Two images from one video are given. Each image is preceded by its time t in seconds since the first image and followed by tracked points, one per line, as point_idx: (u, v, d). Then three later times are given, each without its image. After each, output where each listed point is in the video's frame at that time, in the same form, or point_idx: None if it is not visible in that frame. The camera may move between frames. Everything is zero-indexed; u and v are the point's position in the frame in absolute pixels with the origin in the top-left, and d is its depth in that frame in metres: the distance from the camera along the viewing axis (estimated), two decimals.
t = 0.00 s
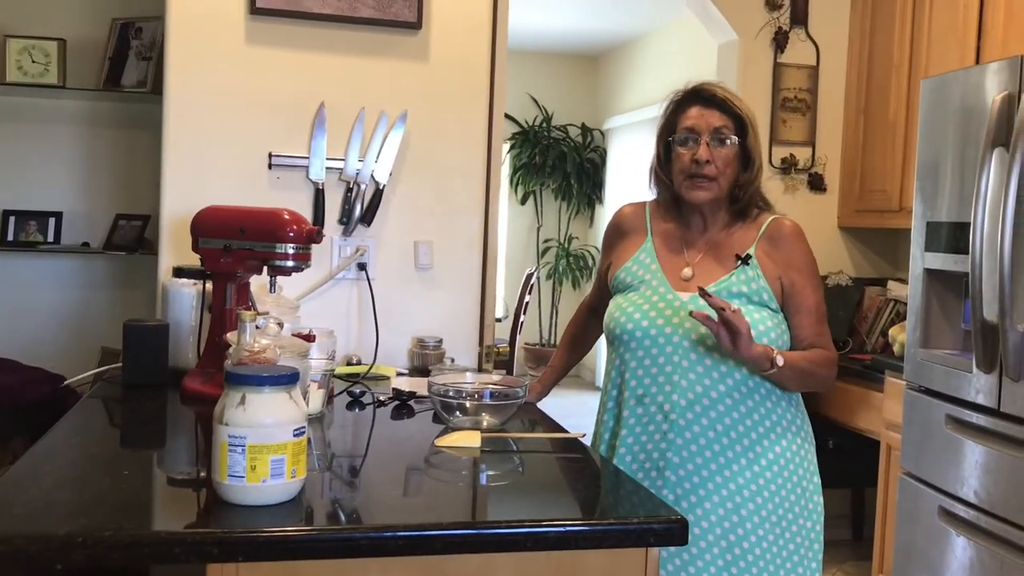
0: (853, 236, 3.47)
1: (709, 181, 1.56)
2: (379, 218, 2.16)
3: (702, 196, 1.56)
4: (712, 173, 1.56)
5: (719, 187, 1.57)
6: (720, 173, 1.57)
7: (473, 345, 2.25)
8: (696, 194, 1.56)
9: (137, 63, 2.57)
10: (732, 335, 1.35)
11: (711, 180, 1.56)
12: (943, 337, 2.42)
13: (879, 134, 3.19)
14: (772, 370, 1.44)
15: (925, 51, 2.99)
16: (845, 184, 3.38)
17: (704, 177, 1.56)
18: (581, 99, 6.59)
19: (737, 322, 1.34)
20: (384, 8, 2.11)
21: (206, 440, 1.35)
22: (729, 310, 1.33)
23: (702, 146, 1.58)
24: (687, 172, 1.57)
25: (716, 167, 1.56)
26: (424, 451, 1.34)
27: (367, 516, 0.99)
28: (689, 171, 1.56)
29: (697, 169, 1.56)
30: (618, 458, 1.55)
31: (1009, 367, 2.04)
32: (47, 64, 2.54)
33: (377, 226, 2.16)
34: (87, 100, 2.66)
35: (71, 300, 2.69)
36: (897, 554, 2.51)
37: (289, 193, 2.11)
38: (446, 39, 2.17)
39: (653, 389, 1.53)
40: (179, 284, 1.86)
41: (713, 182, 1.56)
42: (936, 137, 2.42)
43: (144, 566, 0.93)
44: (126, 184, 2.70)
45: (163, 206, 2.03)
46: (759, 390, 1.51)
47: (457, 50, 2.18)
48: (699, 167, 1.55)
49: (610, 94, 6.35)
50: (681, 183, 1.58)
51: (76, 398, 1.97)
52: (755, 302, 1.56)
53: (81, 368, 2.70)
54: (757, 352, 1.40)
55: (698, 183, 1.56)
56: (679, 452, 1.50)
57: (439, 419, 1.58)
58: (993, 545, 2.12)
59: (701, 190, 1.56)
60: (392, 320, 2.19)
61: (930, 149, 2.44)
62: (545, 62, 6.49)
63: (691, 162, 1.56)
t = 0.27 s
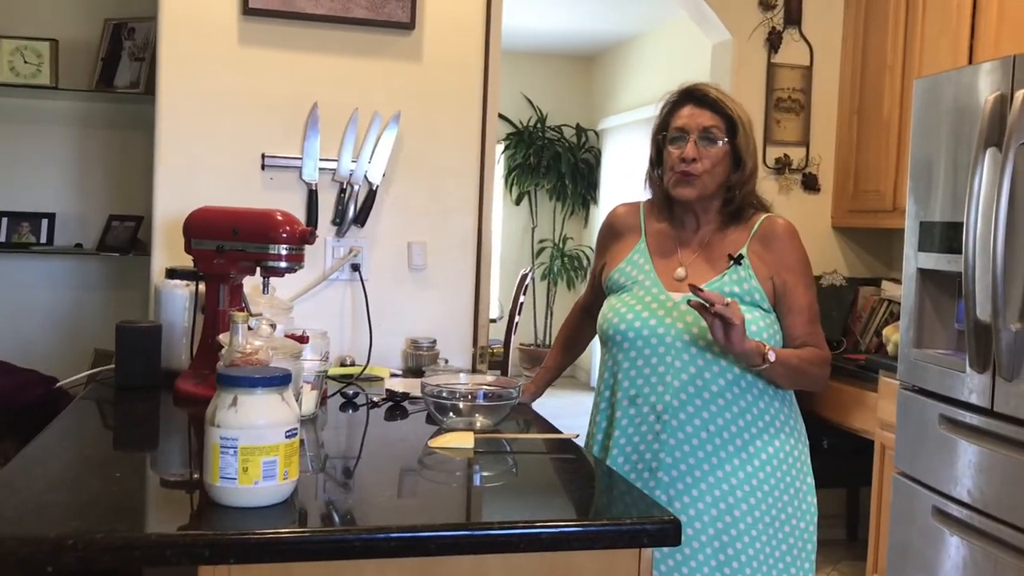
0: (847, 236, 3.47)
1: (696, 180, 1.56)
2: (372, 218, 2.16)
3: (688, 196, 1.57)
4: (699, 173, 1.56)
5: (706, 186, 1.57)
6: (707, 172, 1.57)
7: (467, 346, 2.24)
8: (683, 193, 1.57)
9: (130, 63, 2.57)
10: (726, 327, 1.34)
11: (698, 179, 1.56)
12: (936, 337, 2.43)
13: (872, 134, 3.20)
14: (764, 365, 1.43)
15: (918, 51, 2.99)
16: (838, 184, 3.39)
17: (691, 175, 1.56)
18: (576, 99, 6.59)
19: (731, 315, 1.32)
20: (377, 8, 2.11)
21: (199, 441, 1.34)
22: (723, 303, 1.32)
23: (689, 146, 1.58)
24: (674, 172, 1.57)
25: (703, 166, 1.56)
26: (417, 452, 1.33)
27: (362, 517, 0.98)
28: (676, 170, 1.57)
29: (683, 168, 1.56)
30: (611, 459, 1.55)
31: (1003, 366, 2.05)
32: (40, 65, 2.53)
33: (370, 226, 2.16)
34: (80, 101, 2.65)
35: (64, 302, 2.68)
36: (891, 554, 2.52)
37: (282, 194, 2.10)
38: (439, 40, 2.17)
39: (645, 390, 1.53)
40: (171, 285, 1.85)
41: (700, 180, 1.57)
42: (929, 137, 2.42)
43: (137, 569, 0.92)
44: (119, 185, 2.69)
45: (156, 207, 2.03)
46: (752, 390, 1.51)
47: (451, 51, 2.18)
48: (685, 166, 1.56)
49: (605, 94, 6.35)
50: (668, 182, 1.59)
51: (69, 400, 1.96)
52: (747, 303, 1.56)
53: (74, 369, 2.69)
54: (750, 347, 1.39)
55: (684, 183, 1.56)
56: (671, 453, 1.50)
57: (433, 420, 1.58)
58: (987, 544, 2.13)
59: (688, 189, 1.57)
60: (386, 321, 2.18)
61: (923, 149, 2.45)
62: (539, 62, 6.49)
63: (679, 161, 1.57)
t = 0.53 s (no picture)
0: (842, 236, 3.48)
1: (682, 186, 1.57)
2: (367, 219, 2.16)
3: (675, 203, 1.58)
4: (683, 180, 1.56)
5: (693, 193, 1.58)
6: (693, 179, 1.57)
7: (462, 346, 2.25)
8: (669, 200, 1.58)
9: (124, 64, 2.56)
10: (716, 342, 1.35)
11: (683, 185, 1.57)
12: (931, 337, 2.43)
13: (867, 134, 3.20)
14: (757, 375, 1.44)
15: (913, 50, 2.99)
16: (833, 184, 3.39)
17: (677, 182, 1.57)
18: (572, 100, 6.59)
19: (722, 328, 1.34)
20: (372, 9, 2.11)
21: (194, 442, 1.34)
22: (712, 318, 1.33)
23: (675, 153, 1.58)
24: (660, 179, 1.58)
25: (688, 173, 1.57)
26: (412, 453, 1.33)
27: (357, 518, 0.98)
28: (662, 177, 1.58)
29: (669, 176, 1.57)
30: (607, 460, 1.55)
31: (997, 365, 2.05)
32: (34, 65, 2.53)
33: (365, 227, 2.16)
34: (74, 102, 2.64)
35: (58, 303, 2.67)
36: (886, 553, 2.52)
37: (277, 194, 2.10)
38: (434, 40, 2.17)
39: (641, 392, 1.53)
40: (165, 286, 1.85)
41: (686, 188, 1.57)
42: (924, 137, 2.43)
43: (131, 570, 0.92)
44: (114, 186, 2.69)
45: (150, 208, 2.02)
46: (747, 391, 1.51)
47: (445, 51, 2.18)
48: (671, 173, 1.57)
49: (601, 95, 6.35)
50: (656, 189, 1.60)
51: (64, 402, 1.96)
52: (741, 305, 1.56)
53: (69, 371, 2.69)
54: (743, 357, 1.40)
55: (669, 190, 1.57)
56: (668, 454, 1.50)
57: (428, 421, 1.58)
58: (982, 543, 2.13)
59: (674, 196, 1.57)
60: (382, 321, 2.18)
61: (917, 149, 2.45)
62: (535, 62, 6.49)
63: (665, 167, 1.58)
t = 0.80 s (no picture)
0: (838, 235, 3.48)
1: (678, 188, 1.57)
2: (363, 219, 2.16)
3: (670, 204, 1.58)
4: (679, 181, 1.57)
5: (688, 194, 1.58)
6: (689, 181, 1.57)
7: (458, 346, 2.25)
8: (664, 201, 1.58)
9: (120, 65, 2.56)
10: (711, 372, 1.35)
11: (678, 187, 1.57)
12: (927, 336, 2.44)
13: (863, 134, 3.21)
14: (754, 393, 1.44)
15: (909, 50, 3.00)
16: (829, 184, 3.39)
17: (672, 183, 1.57)
18: (568, 99, 6.59)
19: (716, 357, 1.33)
20: (368, 9, 2.11)
21: (190, 443, 1.34)
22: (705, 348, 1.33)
23: (672, 154, 1.58)
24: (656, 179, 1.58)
25: (684, 175, 1.57)
26: (407, 453, 1.33)
27: (353, 519, 0.98)
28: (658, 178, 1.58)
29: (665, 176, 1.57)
30: (604, 461, 1.54)
31: (992, 365, 2.05)
32: (29, 66, 2.52)
33: (361, 227, 2.16)
34: (69, 102, 2.64)
35: (54, 304, 2.67)
36: (883, 552, 2.52)
37: (272, 195, 2.10)
38: (429, 40, 2.17)
39: (637, 393, 1.53)
40: (161, 287, 1.85)
41: (682, 189, 1.57)
42: (919, 137, 2.43)
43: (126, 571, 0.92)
44: (109, 186, 2.69)
45: (145, 208, 2.02)
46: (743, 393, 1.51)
47: (441, 52, 2.18)
48: (667, 173, 1.57)
49: (597, 94, 6.36)
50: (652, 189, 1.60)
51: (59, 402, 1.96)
52: (737, 307, 1.56)
53: (64, 371, 2.69)
54: (738, 379, 1.40)
55: (665, 191, 1.57)
56: (664, 455, 1.50)
57: (424, 421, 1.58)
58: (978, 543, 2.13)
59: (669, 198, 1.58)
60: (378, 321, 2.18)
61: (913, 149, 2.45)
62: (532, 62, 6.49)
63: (661, 169, 1.58)
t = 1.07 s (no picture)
0: (836, 234, 3.48)
1: (691, 182, 1.56)
2: (361, 218, 2.16)
3: (682, 197, 1.57)
4: (694, 175, 1.56)
5: (701, 189, 1.58)
6: (703, 176, 1.57)
7: (456, 346, 2.24)
8: (677, 194, 1.57)
9: (117, 63, 2.56)
10: (710, 370, 1.35)
11: (692, 180, 1.56)
12: (925, 335, 2.44)
13: (861, 133, 3.21)
14: (749, 395, 1.44)
15: (906, 49, 3.00)
16: (827, 184, 3.40)
17: (686, 177, 1.56)
18: (566, 99, 6.59)
19: (715, 358, 1.33)
20: (365, 8, 2.10)
21: (187, 443, 1.34)
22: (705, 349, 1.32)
23: (687, 148, 1.57)
24: (669, 173, 1.57)
25: (698, 169, 1.56)
26: (405, 453, 1.33)
27: (351, 519, 0.98)
28: (671, 171, 1.57)
29: (679, 170, 1.56)
30: (601, 460, 1.54)
31: (990, 363, 2.05)
32: (25, 64, 2.52)
33: (359, 226, 2.16)
34: (66, 101, 2.64)
35: (51, 303, 2.66)
36: (881, 551, 2.52)
37: (269, 194, 2.10)
38: (427, 39, 2.16)
39: (634, 392, 1.53)
40: (158, 286, 1.84)
41: (695, 183, 1.57)
42: (918, 135, 2.43)
43: (123, 571, 0.92)
44: (106, 185, 2.68)
45: (143, 207, 2.02)
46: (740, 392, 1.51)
47: (439, 50, 2.17)
48: (682, 166, 1.56)
49: (595, 93, 6.35)
50: (663, 182, 1.59)
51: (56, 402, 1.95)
52: (735, 307, 1.56)
53: (61, 371, 2.68)
54: (736, 380, 1.40)
55: (679, 184, 1.56)
56: (661, 454, 1.50)
57: (422, 421, 1.58)
58: (976, 541, 2.13)
59: (682, 191, 1.57)
60: (376, 321, 2.18)
61: (911, 148, 2.45)
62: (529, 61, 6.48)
63: (675, 162, 1.57)
